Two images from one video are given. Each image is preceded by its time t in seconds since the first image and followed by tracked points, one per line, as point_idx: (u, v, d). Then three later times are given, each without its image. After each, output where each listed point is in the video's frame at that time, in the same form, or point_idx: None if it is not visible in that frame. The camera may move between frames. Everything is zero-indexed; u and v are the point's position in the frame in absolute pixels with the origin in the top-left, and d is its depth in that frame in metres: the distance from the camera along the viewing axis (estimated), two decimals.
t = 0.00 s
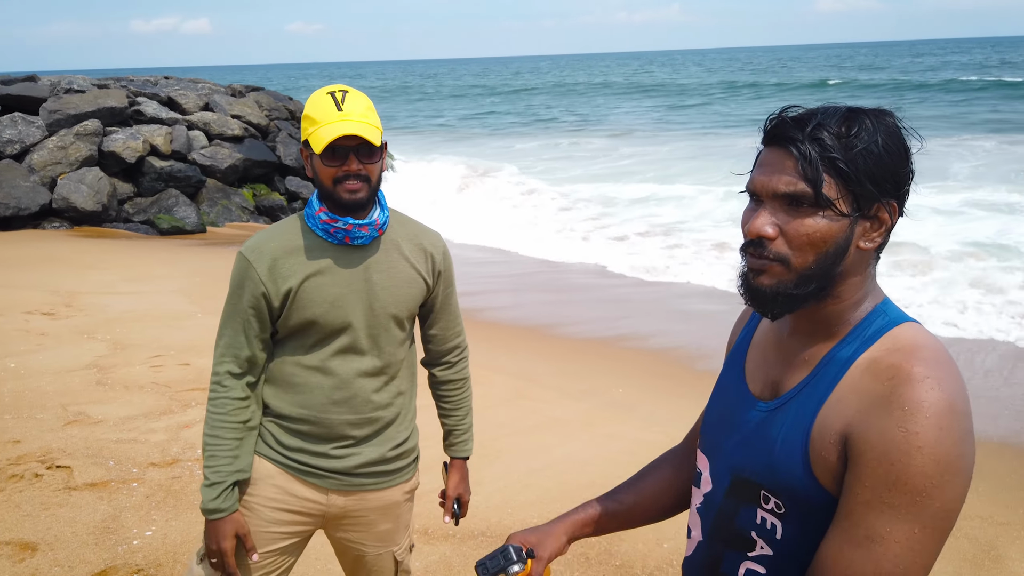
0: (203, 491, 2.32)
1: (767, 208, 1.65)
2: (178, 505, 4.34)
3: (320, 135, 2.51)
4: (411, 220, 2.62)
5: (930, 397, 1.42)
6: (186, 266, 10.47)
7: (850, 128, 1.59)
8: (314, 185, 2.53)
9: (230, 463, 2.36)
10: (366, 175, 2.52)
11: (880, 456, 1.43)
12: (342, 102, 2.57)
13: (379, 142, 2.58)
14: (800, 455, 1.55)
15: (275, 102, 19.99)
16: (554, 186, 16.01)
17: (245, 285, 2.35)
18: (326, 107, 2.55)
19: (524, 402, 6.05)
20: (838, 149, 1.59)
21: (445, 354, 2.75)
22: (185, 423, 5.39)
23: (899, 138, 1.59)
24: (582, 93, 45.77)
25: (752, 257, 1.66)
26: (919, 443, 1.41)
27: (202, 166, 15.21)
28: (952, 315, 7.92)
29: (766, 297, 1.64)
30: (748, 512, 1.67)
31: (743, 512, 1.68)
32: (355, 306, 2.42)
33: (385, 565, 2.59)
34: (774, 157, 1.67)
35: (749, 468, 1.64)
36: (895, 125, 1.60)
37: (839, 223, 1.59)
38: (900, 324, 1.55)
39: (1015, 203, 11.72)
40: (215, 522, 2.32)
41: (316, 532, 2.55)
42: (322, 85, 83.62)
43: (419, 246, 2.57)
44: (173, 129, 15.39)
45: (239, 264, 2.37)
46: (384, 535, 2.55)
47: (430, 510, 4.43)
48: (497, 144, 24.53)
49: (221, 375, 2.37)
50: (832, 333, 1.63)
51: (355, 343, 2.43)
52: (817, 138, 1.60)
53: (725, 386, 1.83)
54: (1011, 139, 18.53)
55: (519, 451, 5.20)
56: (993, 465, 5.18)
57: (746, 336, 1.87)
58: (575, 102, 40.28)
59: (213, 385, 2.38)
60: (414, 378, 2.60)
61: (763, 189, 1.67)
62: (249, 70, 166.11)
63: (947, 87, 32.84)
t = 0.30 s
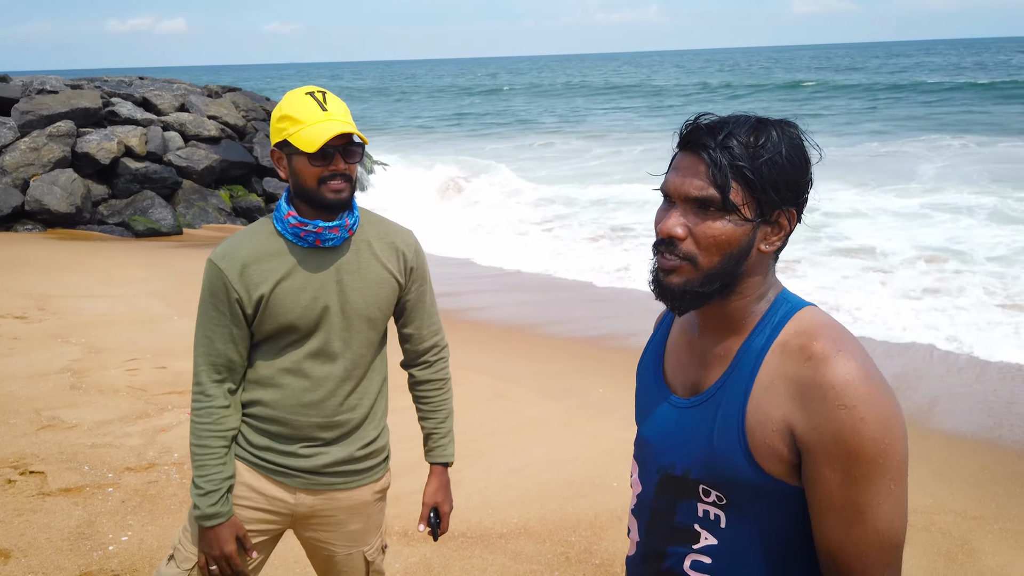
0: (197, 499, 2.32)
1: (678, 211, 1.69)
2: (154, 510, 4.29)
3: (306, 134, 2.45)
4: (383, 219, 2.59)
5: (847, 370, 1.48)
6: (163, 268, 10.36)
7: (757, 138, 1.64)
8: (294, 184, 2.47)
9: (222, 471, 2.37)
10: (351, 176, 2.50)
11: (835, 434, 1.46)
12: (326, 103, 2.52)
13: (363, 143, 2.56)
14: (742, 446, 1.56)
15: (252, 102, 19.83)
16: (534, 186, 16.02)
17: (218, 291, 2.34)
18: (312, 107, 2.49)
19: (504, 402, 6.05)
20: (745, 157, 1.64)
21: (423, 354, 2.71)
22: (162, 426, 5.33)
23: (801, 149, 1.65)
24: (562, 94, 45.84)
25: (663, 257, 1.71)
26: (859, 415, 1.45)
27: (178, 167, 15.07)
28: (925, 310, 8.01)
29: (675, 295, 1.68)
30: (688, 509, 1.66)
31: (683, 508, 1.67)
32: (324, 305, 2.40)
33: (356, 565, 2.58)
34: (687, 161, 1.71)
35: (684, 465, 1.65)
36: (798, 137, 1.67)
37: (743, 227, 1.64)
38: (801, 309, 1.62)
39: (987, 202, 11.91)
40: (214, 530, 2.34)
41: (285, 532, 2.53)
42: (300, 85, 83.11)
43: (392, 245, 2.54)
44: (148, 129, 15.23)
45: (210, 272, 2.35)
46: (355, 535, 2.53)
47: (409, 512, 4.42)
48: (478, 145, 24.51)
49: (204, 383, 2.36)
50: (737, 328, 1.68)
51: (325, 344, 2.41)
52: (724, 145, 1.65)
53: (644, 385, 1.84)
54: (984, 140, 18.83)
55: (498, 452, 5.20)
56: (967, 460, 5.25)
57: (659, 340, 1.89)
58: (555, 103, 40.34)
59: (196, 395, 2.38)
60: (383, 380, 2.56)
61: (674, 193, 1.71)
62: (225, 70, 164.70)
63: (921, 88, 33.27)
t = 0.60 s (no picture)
0: (170, 509, 2.30)
1: (606, 216, 1.67)
2: (131, 515, 4.24)
3: (311, 132, 2.41)
4: (348, 217, 2.59)
5: (801, 347, 1.51)
6: (138, 270, 10.24)
7: (670, 139, 1.64)
8: (290, 183, 2.42)
9: (194, 480, 2.34)
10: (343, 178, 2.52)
11: (808, 406, 1.48)
12: (320, 107, 2.52)
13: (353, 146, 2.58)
14: (711, 438, 1.55)
15: (229, 103, 19.65)
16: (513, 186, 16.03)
17: (187, 296, 2.29)
18: (311, 108, 2.47)
19: (484, 402, 6.04)
20: (662, 159, 1.63)
21: (389, 353, 2.70)
22: (137, 430, 5.27)
23: (715, 143, 1.66)
24: (540, 95, 45.91)
25: (599, 263, 1.68)
26: (825, 384, 1.48)
27: (153, 168, 14.91)
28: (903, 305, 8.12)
29: (616, 297, 1.66)
30: (662, 502, 1.65)
31: (657, 503, 1.66)
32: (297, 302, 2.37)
33: (335, 563, 2.57)
34: (607, 169, 1.69)
35: (653, 459, 1.63)
36: (710, 134, 1.67)
37: (669, 225, 1.63)
38: (743, 295, 1.63)
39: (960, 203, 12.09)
40: (188, 539, 2.31)
41: (263, 534, 2.51)
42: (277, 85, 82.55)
43: (360, 241, 2.52)
44: (122, 130, 15.04)
45: (177, 277, 2.30)
46: (333, 533, 2.52)
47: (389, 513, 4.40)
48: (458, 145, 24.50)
49: (176, 391, 2.32)
50: (684, 321, 1.67)
51: (298, 343, 2.39)
52: (640, 149, 1.64)
53: (594, 377, 1.80)
54: (955, 141, 19.12)
55: (478, 452, 5.19)
56: (941, 455, 5.32)
57: (602, 336, 1.86)
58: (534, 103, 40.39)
59: (167, 402, 2.34)
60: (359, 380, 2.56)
61: (599, 199, 1.69)
62: (201, 70, 163.15)
63: (894, 89, 33.73)
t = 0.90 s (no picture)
0: (153, 521, 2.26)
1: (590, 213, 1.68)
2: (110, 518, 4.20)
3: (280, 131, 2.41)
4: (321, 217, 2.59)
5: (760, 358, 1.51)
6: (117, 271, 10.15)
7: (655, 138, 1.64)
8: (260, 184, 2.41)
9: (176, 489, 2.30)
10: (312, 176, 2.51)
11: (745, 423, 1.50)
12: (289, 105, 2.52)
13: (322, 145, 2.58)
14: (665, 438, 1.58)
15: (209, 103, 19.50)
16: (495, 186, 16.06)
17: (162, 302, 2.25)
18: (279, 107, 2.47)
19: (467, 402, 6.05)
20: (647, 158, 1.63)
21: (360, 349, 2.71)
22: (117, 433, 5.22)
23: (701, 142, 1.66)
24: (522, 95, 45.95)
25: (582, 261, 1.69)
26: (770, 402, 1.49)
27: (132, 169, 14.82)
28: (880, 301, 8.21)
29: (598, 296, 1.67)
30: (619, 494, 1.66)
31: (614, 494, 1.67)
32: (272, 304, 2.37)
33: (316, 562, 2.57)
34: (591, 166, 1.70)
35: (615, 453, 1.65)
36: (697, 132, 1.67)
37: (652, 224, 1.64)
38: (719, 300, 1.64)
39: (936, 204, 12.27)
40: (172, 549, 2.29)
41: (242, 537, 2.50)
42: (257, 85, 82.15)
43: (333, 242, 2.54)
44: (101, 131, 14.91)
45: (149, 280, 2.25)
46: (314, 532, 2.53)
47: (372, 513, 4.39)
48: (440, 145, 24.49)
49: (152, 400, 2.27)
50: (662, 320, 1.69)
51: (275, 346, 2.38)
52: (624, 148, 1.64)
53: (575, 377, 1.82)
54: (930, 141, 19.37)
55: (461, 451, 5.20)
56: (917, 450, 5.39)
57: (587, 336, 1.86)
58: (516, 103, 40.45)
59: (143, 412, 2.29)
60: (334, 381, 2.57)
61: (583, 197, 1.69)
62: (181, 70, 161.90)
63: (871, 89, 34.15)
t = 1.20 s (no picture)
0: (136, 529, 2.24)
1: (576, 209, 1.68)
2: (91, 521, 4.17)
3: (250, 129, 2.40)
4: (298, 217, 2.58)
5: (728, 362, 1.50)
6: (98, 273, 10.05)
7: (648, 136, 1.64)
8: (233, 183, 2.40)
9: (158, 496, 2.28)
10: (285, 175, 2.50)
11: (704, 426, 1.48)
12: (259, 104, 2.51)
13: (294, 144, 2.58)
14: (633, 439, 1.58)
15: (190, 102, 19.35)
16: (478, 186, 16.07)
17: (138, 305, 2.21)
18: (249, 106, 2.46)
19: (451, 401, 6.05)
20: (639, 155, 1.64)
21: (338, 347, 2.70)
22: (98, 435, 5.17)
23: (692, 144, 1.66)
24: (505, 94, 45.95)
25: (565, 256, 1.70)
26: (732, 408, 1.47)
27: (112, 170, 14.75)
28: (859, 298, 8.29)
29: (579, 292, 1.68)
30: (589, 498, 1.67)
31: (585, 498, 1.68)
32: (249, 305, 2.35)
33: (301, 562, 2.57)
34: (582, 160, 1.69)
35: (589, 455, 1.65)
36: (689, 133, 1.67)
37: (639, 224, 1.65)
38: (695, 303, 1.63)
39: (913, 203, 12.44)
40: (157, 556, 2.27)
41: (225, 542, 2.49)
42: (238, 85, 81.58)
43: (309, 242, 2.54)
44: (80, 131, 14.80)
45: (124, 285, 2.22)
46: (298, 533, 2.53)
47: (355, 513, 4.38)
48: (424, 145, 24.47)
49: (130, 406, 2.24)
50: (641, 319, 1.69)
51: (254, 347, 2.37)
52: (616, 145, 1.64)
53: (554, 377, 1.83)
54: (904, 140, 19.63)
55: (445, 450, 5.20)
56: (896, 444, 5.45)
57: (563, 337, 1.87)
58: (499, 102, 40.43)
59: (121, 418, 2.25)
60: (313, 381, 2.57)
61: (571, 192, 1.70)
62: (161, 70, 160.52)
63: (849, 89, 34.48)
